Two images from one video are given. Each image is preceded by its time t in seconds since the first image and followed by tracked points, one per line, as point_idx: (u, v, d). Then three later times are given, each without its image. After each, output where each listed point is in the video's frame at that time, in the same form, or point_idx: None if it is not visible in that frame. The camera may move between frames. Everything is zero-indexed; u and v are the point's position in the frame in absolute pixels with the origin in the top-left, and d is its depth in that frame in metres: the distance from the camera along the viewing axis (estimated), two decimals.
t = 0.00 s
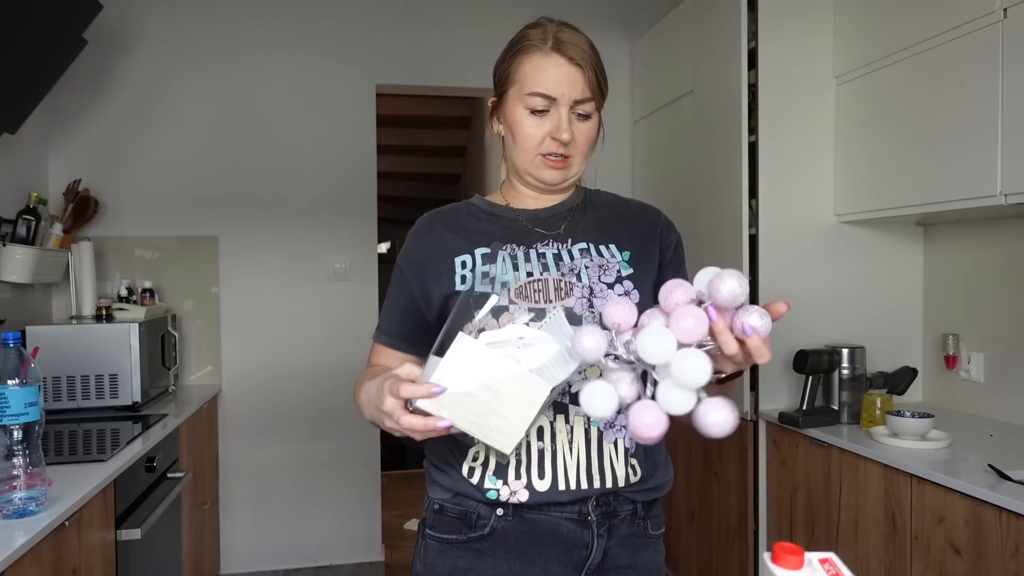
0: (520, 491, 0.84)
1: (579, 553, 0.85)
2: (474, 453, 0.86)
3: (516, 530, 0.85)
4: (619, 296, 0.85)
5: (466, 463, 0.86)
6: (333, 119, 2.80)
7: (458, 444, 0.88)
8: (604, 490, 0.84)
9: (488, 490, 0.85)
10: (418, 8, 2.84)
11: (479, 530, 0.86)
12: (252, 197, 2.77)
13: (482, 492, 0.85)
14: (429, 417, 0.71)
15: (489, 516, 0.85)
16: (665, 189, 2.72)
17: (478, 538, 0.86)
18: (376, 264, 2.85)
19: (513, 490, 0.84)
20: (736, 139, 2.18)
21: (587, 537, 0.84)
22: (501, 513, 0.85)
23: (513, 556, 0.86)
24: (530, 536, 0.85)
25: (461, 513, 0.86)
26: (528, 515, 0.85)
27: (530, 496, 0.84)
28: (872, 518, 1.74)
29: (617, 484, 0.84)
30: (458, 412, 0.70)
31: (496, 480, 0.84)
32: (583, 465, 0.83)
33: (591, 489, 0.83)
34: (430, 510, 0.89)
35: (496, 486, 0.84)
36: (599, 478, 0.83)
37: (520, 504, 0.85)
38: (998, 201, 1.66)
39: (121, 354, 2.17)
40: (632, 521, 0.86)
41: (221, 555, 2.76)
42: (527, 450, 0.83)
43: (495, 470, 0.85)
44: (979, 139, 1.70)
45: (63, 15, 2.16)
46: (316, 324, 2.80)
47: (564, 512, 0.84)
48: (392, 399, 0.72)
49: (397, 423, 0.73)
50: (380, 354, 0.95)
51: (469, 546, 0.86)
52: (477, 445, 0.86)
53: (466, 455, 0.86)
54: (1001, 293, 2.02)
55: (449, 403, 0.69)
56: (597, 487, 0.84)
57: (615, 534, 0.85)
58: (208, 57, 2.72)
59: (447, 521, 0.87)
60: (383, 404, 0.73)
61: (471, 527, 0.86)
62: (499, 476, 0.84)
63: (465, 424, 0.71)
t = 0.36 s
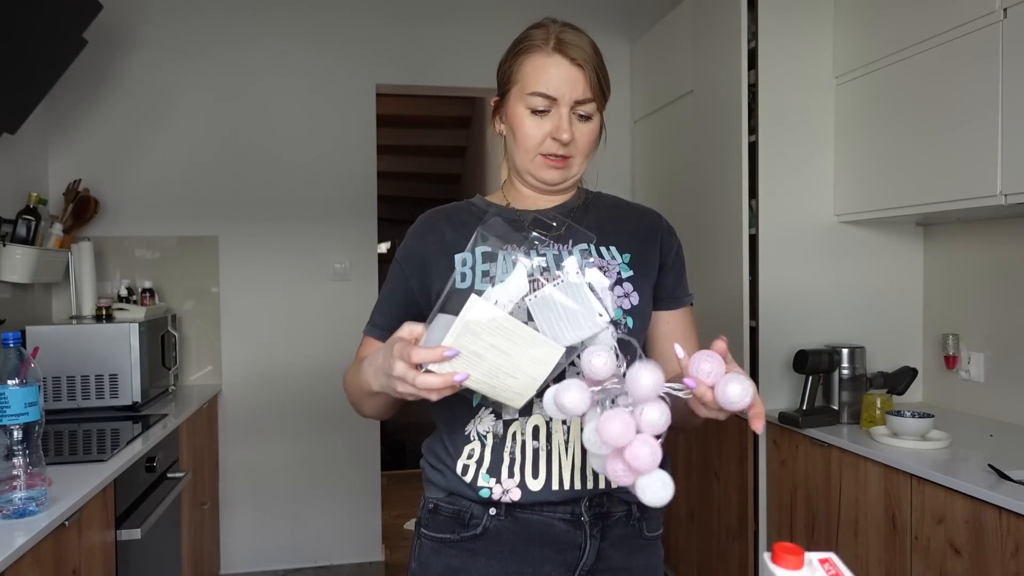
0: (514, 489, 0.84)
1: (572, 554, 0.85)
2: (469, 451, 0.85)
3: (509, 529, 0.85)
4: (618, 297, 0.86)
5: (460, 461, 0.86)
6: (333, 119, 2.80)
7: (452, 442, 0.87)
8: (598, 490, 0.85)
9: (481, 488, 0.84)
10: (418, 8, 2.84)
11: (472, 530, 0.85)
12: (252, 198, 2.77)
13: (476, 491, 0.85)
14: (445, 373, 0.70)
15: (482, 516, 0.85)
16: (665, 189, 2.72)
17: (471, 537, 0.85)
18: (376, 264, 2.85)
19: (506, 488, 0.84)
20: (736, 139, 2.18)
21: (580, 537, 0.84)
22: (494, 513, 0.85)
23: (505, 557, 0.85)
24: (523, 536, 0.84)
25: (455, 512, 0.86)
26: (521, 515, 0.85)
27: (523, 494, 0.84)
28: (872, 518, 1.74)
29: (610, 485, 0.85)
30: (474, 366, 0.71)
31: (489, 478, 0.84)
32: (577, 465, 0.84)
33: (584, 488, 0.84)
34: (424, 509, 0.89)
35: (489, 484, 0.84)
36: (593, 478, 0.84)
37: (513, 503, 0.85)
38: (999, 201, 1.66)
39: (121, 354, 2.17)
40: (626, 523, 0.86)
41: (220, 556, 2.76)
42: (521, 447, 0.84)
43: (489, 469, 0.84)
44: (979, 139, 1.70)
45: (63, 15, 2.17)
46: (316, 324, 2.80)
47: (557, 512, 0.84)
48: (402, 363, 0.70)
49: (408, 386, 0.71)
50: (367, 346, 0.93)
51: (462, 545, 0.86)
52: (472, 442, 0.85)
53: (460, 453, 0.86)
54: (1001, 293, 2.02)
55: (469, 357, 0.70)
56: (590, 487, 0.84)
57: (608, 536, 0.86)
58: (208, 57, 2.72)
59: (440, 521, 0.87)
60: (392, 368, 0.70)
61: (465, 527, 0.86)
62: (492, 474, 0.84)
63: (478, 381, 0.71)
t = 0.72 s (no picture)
0: (517, 487, 0.83)
1: (574, 552, 0.85)
2: (471, 448, 0.85)
3: (511, 529, 0.85)
4: (623, 298, 0.87)
5: (463, 459, 0.85)
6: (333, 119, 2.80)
7: (453, 440, 0.87)
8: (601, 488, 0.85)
9: (484, 486, 0.84)
10: (418, 8, 2.84)
11: (474, 529, 0.85)
12: (253, 198, 2.77)
13: (479, 489, 0.84)
14: (441, 335, 0.71)
15: (484, 516, 0.85)
16: (665, 189, 2.72)
17: (473, 537, 0.86)
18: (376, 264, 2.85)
19: (509, 486, 0.83)
20: (736, 139, 2.18)
21: (581, 536, 0.84)
22: (495, 512, 0.85)
23: (507, 556, 0.86)
24: (525, 535, 0.85)
25: (457, 512, 0.86)
26: (523, 514, 0.85)
27: (526, 492, 0.83)
28: (872, 518, 1.74)
29: (612, 483, 0.85)
30: (469, 329, 0.72)
31: (493, 476, 0.83)
32: (579, 463, 0.84)
33: (587, 486, 0.84)
34: (425, 509, 0.89)
35: (493, 482, 0.83)
36: (595, 477, 0.84)
37: (515, 501, 0.84)
38: (998, 201, 1.66)
39: (121, 354, 2.17)
40: (626, 521, 0.87)
41: (221, 556, 2.76)
42: (525, 444, 0.84)
43: (492, 466, 0.84)
44: (979, 139, 1.70)
45: (63, 15, 2.17)
46: (316, 324, 2.80)
47: (559, 511, 0.84)
48: (396, 327, 0.71)
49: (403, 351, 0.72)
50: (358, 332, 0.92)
51: (464, 545, 0.86)
52: (474, 439, 0.85)
53: (462, 451, 0.85)
54: (1002, 293, 2.02)
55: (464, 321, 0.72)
56: (592, 485, 0.84)
57: (609, 534, 0.86)
58: (208, 57, 2.72)
59: (441, 521, 0.87)
60: (386, 332, 0.72)
61: (466, 526, 0.86)
62: (496, 472, 0.84)
63: (474, 343, 0.73)
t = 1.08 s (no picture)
0: (515, 487, 0.84)
1: (573, 551, 0.85)
2: (471, 449, 0.86)
3: (510, 528, 0.85)
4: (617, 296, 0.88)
5: (462, 459, 0.86)
6: (333, 119, 2.80)
7: (452, 440, 0.88)
8: (598, 486, 0.84)
9: (482, 486, 0.84)
10: (418, 8, 2.84)
11: (473, 527, 0.85)
12: (253, 197, 2.77)
13: (477, 488, 0.85)
14: (423, 334, 0.72)
15: (482, 514, 0.85)
16: (665, 188, 2.72)
17: (472, 535, 0.86)
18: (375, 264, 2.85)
19: (507, 486, 0.84)
20: (736, 139, 2.18)
21: (580, 535, 0.84)
22: (494, 511, 0.85)
23: (506, 555, 0.85)
24: (523, 534, 0.85)
25: (456, 510, 0.86)
26: (521, 513, 0.85)
27: (524, 491, 0.84)
28: (872, 518, 1.73)
29: (609, 482, 0.84)
30: (451, 326, 0.72)
31: (491, 476, 0.84)
32: (577, 461, 0.84)
33: (584, 485, 0.84)
34: (426, 508, 0.90)
35: (491, 482, 0.84)
36: (592, 475, 0.84)
37: (514, 500, 0.85)
38: (998, 201, 1.66)
39: (121, 354, 2.17)
40: (626, 521, 0.86)
41: (221, 556, 2.76)
42: (521, 444, 0.85)
43: (491, 466, 0.85)
44: (979, 139, 1.70)
45: (63, 15, 2.17)
46: (316, 324, 2.80)
47: (557, 510, 0.84)
48: (379, 326, 0.73)
49: (388, 351, 0.74)
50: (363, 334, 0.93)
51: (464, 543, 0.86)
52: (473, 440, 0.86)
53: (462, 450, 0.86)
54: (1002, 293, 2.02)
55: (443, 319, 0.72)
56: (590, 483, 0.84)
57: (609, 534, 0.85)
58: (208, 56, 2.72)
59: (441, 519, 0.87)
60: (370, 332, 0.74)
61: (465, 525, 0.86)
62: (494, 472, 0.84)
63: (458, 341, 0.72)
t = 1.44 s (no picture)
0: (514, 482, 0.84)
1: (571, 549, 0.84)
2: (469, 446, 0.86)
3: (508, 525, 0.85)
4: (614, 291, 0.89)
5: (461, 456, 0.87)
6: (333, 119, 2.80)
7: (453, 438, 0.89)
8: (596, 480, 0.84)
9: (481, 482, 0.85)
10: (418, 8, 2.84)
11: (472, 523, 0.85)
12: (253, 197, 2.77)
13: (476, 484, 0.85)
14: (429, 377, 0.71)
15: (481, 511, 0.85)
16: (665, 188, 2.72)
17: (471, 532, 0.86)
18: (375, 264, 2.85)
19: (505, 481, 0.84)
20: (736, 139, 2.18)
21: (578, 533, 0.84)
22: (493, 507, 0.85)
23: (505, 551, 0.85)
24: (522, 531, 0.85)
25: (456, 506, 0.86)
26: (520, 510, 0.85)
27: (522, 487, 0.84)
28: (872, 518, 1.73)
29: (608, 476, 0.84)
30: (462, 372, 0.71)
31: (490, 472, 0.85)
32: (575, 455, 0.84)
33: (582, 479, 0.84)
34: (427, 505, 0.90)
35: (489, 479, 0.85)
36: (590, 469, 0.84)
37: (513, 496, 0.85)
38: (998, 201, 1.66)
39: (121, 354, 2.17)
40: (625, 520, 0.85)
41: (221, 556, 2.76)
42: (520, 441, 0.85)
43: (490, 462, 0.85)
44: (979, 139, 1.70)
45: (63, 15, 2.17)
46: (316, 324, 2.80)
47: (555, 508, 0.84)
48: (392, 360, 0.71)
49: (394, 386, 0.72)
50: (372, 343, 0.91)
51: (463, 540, 0.86)
52: (472, 438, 0.87)
53: (461, 448, 0.87)
54: (1002, 292, 2.02)
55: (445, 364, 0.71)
56: (588, 478, 0.84)
57: (607, 532, 0.84)
58: (208, 57, 2.72)
59: (441, 515, 0.87)
60: (383, 365, 0.71)
61: (465, 521, 0.86)
62: (492, 468, 0.85)
63: (465, 391, 0.72)
